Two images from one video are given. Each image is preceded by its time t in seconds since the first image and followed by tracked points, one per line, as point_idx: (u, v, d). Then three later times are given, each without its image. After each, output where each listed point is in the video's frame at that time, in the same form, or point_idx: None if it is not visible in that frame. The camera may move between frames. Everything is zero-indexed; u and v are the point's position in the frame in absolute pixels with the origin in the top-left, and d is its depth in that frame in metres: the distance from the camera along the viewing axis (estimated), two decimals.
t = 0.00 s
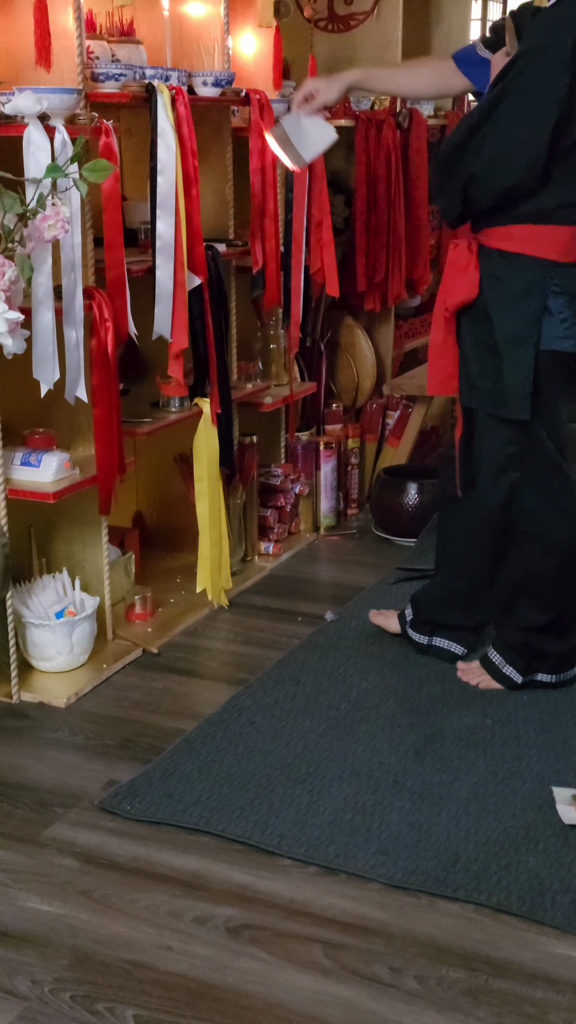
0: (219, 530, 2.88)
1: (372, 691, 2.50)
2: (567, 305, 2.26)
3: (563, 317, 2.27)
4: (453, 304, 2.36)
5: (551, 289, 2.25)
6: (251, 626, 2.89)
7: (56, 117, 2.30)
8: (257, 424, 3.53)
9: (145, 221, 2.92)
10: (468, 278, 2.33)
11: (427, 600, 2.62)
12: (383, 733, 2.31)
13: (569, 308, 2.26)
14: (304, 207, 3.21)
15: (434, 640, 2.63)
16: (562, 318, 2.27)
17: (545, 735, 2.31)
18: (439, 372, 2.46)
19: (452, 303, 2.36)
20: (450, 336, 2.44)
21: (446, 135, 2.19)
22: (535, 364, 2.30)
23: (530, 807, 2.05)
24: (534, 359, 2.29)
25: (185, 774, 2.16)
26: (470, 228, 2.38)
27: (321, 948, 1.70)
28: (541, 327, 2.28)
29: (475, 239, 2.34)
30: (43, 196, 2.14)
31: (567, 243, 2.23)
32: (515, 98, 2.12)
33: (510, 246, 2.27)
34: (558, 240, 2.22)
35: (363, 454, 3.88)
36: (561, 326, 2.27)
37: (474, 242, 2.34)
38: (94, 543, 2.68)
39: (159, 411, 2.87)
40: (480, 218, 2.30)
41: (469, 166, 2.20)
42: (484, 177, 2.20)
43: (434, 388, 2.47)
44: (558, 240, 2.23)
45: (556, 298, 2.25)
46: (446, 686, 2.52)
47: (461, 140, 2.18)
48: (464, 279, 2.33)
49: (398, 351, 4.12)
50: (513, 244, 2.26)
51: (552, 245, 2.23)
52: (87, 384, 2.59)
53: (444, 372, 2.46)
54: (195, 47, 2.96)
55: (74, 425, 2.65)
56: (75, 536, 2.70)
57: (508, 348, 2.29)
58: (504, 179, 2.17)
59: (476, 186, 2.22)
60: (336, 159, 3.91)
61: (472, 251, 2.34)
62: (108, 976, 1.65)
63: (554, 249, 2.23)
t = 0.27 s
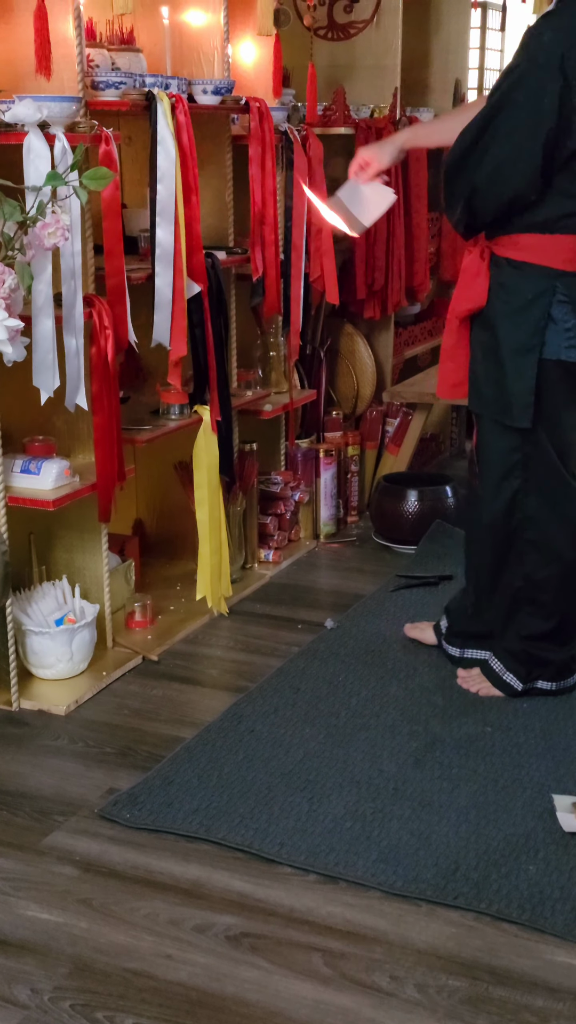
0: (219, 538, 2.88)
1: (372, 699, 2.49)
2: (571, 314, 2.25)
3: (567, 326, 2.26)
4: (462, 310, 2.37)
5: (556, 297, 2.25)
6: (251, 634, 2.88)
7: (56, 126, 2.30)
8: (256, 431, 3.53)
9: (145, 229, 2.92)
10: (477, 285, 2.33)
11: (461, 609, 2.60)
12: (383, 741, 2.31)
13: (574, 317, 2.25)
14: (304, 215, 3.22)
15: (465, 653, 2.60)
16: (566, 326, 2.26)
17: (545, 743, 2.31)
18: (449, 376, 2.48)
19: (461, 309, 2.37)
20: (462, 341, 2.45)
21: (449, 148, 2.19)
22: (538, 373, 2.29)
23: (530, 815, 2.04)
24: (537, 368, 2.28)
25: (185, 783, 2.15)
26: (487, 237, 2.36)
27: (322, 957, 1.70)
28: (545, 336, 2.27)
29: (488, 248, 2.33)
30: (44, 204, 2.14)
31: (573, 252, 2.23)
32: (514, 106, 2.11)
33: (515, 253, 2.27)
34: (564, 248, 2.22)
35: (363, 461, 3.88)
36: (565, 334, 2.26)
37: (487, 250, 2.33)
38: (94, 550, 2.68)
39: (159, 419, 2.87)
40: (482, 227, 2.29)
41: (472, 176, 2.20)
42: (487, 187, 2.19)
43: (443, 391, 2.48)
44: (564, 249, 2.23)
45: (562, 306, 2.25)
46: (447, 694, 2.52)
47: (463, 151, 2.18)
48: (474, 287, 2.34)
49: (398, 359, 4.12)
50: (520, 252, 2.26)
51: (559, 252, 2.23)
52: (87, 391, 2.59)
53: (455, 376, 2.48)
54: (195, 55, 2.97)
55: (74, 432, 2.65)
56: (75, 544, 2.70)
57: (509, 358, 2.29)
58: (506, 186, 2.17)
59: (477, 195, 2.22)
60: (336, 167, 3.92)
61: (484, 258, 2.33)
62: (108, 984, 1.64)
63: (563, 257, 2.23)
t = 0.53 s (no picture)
0: (219, 546, 2.88)
1: (372, 707, 2.49)
2: (570, 323, 2.24)
3: (565, 334, 2.25)
4: (470, 317, 2.39)
5: (554, 304, 2.24)
6: (251, 642, 2.88)
7: (57, 135, 2.31)
8: (257, 439, 3.53)
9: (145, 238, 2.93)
10: (483, 291, 2.35)
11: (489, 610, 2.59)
12: (384, 750, 2.30)
13: (572, 326, 2.24)
14: (305, 223, 3.23)
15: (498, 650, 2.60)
16: (565, 334, 2.25)
17: (546, 751, 2.30)
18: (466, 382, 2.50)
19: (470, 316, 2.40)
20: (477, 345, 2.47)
21: (445, 161, 2.21)
22: (535, 380, 2.29)
23: (531, 823, 2.04)
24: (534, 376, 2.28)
25: (186, 791, 2.15)
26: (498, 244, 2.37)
27: (322, 965, 1.69)
28: (543, 343, 2.26)
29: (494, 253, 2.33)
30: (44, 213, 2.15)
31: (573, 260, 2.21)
32: (496, 118, 2.11)
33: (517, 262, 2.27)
34: (562, 256, 2.21)
35: (363, 469, 3.88)
36: (563, 343, 2.25)
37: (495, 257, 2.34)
38: (95, 558, 2.68)
39: (160, 427, 2.88)
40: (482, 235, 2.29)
41: (462, 188, 2.20)
42: (478, 198, 2.19)
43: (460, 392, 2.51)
44: (565, 257, 2.21)
45: (559, 313, 2.24)
46: (448, 702, 2.51)
47: (454, 164, 2.19)
48: (481, 293, 2.36)
49: (399, 367, 4.12)
50: (520, 262, 2.26)
51: (558, 261, 2.22)
52: (88, 400, 2.59)
53: (473, 382, 2.50)
54: (196, 65, 2.98)
55: (75, 441, 2.65)
56: (76, 552, 2.70)
57: (510, 366, 2.29)
58: (498, 196, 2.17)
59: (471, 207, 2.21)
60: (337, 176, 3.93)
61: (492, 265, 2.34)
62: (108, 993, 1.64)
63: (563, 265, 2.22)
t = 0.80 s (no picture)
0: (219, 550, 2.88)
1: (373, 712, 2.49)
2: (564, 327, 2.23)
3: (558, 339, 2.23)
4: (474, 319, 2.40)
5: (547, 307, 2.23)
6: (252, 647, 2.88)
7: (58, 139, 2.31)
8: (257, 444, 3.53)
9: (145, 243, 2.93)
10: (486, 292, 2.36)
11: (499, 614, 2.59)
12: (384, 755, 2.30)
13: (565, 330, 2.23)
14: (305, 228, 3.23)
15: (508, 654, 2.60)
16: (557, 338, 2.23)
17: (547, 756, 2.30)
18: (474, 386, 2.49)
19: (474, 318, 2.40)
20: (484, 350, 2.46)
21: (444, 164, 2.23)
22: (527, 382, 2.28)
23: (531, 828, 2.03)
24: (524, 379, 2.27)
25: (186, 797, 2.14)
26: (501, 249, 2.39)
27: (323, 971, 1.69)
28: (535, 346, 2.25)
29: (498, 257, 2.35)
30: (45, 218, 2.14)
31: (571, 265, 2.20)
32: (489, 124, 2.11)
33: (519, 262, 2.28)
34: (560, 260, 2.20)
35: (364, 474, 3.88)
36: (556, 347, 2.24)
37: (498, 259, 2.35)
38: (95, 563, 2.68)
39: (160, 432, 2.88)
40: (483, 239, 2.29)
41: (459, 190, 2.22)
42: (472, 203, 2.21)
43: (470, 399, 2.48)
44: (565, 262, 2.20)
45: (551, 316, 2.23)
46: (448, 707, 2.51)
47: (451, 167, 2.21)
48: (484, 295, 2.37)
49: (398, 371, 4.13)
50: (518, 265, 2.27)
51: (557, 266, 2.21)
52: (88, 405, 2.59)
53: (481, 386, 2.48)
54: (196, 69, 2.98)
55: (75, 445, 2.65)
56: (76, 557, 2.70)
57: (509, 370, 2.29)
58: (492, 197, 2.17)
59: (467, 211, 2.22)
60: (337, 181, 3.93)
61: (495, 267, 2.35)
62: (107, 999, 1.64)
63: (562, 269, 2.21)
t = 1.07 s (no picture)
0: (217, 553, 2.88)
1: (371, 715, 2.49)
2: (559, 326, 2.22)
3: (552, 339, 2.23)
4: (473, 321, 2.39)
5: (542, 306, 2.23)
6: (250, 650, 2.87)
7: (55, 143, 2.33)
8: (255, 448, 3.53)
9: (142, 246, 2.93)
10: (484, 292, 2.37)
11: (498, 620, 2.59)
12: (383, 758, 2.30)
13: (560, 329, 2.22)
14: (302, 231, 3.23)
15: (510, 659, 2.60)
16: (552, 337, 2.23)
17: (545, 759, 2.29)
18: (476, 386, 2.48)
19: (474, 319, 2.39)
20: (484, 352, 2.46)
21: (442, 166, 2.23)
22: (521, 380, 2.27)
23: (530, 831, 2.03)
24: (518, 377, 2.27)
25: (184, 800, 2.14)
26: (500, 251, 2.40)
27: (321, 974, 1.68)
28: (530, 344, 2.25)
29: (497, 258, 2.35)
30: (42, 222, 2.14)
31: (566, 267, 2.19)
32: (487, 126, 2.12)
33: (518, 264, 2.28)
34: (555, 261, 2.19)
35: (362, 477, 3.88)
36: (550, 346, 2.23)
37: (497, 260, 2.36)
38: (93, 566, 2.67)
39: (157, 435, 2.87)
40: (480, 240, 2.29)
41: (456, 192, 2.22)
42: (470, 204, 2.21)
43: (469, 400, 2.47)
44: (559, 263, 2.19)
45: (546, 316, 2.22)
46: (446, 710, 2.50)
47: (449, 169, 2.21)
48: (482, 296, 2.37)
49: (396, 374, 4.13)
50: (516, 266, 2.27)
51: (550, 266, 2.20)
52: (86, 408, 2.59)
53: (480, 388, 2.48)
54: (193, 73, 2.99)
55: (72, 449, 2.65)
56: (74, 560, 2.69)
57: (507, 372, 2.29)
58: (491, 196, 2.17)
59: (464, 213, 2.22)
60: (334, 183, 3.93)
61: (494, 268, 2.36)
62: (106, 1003, 1.63)
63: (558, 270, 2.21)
